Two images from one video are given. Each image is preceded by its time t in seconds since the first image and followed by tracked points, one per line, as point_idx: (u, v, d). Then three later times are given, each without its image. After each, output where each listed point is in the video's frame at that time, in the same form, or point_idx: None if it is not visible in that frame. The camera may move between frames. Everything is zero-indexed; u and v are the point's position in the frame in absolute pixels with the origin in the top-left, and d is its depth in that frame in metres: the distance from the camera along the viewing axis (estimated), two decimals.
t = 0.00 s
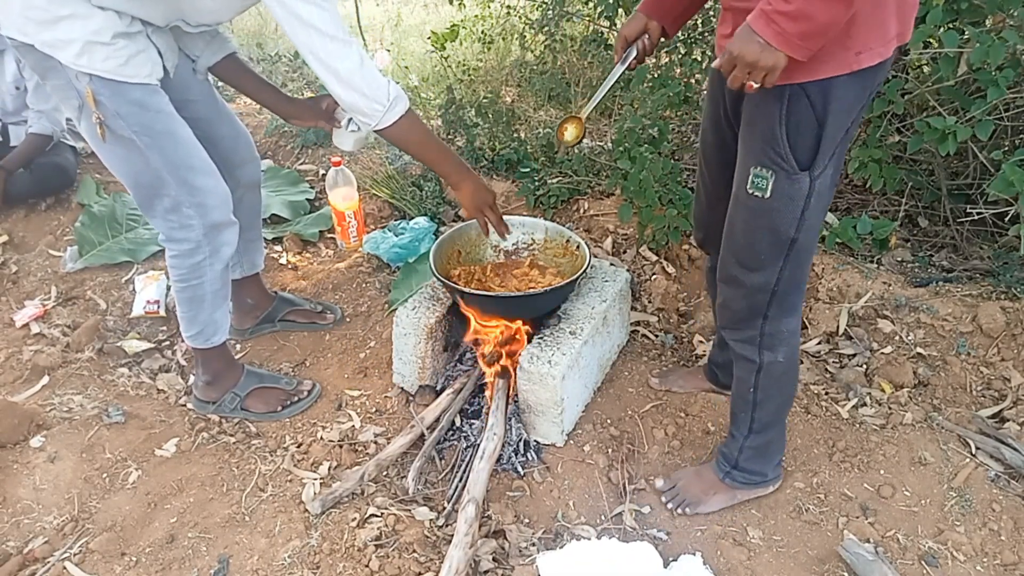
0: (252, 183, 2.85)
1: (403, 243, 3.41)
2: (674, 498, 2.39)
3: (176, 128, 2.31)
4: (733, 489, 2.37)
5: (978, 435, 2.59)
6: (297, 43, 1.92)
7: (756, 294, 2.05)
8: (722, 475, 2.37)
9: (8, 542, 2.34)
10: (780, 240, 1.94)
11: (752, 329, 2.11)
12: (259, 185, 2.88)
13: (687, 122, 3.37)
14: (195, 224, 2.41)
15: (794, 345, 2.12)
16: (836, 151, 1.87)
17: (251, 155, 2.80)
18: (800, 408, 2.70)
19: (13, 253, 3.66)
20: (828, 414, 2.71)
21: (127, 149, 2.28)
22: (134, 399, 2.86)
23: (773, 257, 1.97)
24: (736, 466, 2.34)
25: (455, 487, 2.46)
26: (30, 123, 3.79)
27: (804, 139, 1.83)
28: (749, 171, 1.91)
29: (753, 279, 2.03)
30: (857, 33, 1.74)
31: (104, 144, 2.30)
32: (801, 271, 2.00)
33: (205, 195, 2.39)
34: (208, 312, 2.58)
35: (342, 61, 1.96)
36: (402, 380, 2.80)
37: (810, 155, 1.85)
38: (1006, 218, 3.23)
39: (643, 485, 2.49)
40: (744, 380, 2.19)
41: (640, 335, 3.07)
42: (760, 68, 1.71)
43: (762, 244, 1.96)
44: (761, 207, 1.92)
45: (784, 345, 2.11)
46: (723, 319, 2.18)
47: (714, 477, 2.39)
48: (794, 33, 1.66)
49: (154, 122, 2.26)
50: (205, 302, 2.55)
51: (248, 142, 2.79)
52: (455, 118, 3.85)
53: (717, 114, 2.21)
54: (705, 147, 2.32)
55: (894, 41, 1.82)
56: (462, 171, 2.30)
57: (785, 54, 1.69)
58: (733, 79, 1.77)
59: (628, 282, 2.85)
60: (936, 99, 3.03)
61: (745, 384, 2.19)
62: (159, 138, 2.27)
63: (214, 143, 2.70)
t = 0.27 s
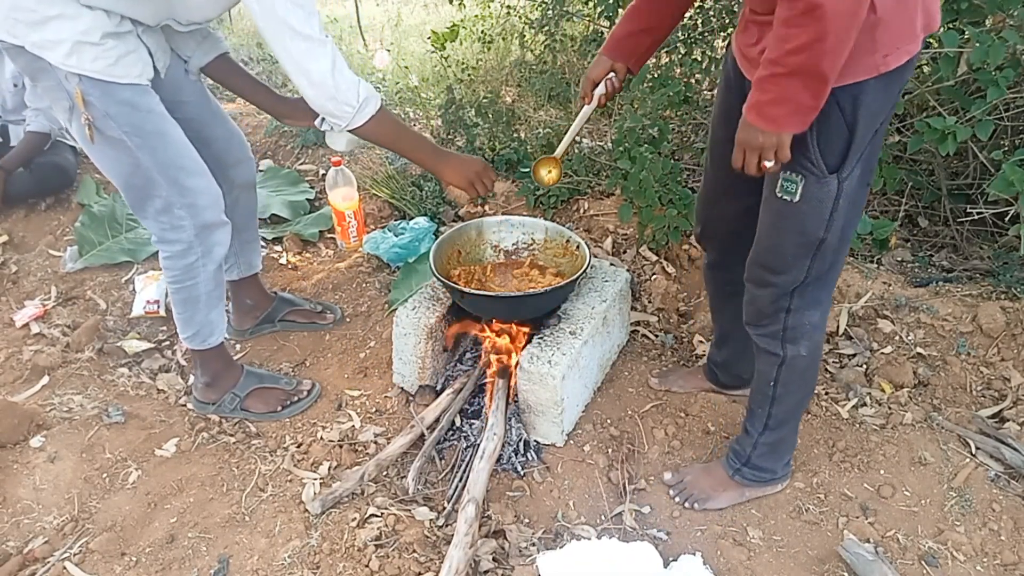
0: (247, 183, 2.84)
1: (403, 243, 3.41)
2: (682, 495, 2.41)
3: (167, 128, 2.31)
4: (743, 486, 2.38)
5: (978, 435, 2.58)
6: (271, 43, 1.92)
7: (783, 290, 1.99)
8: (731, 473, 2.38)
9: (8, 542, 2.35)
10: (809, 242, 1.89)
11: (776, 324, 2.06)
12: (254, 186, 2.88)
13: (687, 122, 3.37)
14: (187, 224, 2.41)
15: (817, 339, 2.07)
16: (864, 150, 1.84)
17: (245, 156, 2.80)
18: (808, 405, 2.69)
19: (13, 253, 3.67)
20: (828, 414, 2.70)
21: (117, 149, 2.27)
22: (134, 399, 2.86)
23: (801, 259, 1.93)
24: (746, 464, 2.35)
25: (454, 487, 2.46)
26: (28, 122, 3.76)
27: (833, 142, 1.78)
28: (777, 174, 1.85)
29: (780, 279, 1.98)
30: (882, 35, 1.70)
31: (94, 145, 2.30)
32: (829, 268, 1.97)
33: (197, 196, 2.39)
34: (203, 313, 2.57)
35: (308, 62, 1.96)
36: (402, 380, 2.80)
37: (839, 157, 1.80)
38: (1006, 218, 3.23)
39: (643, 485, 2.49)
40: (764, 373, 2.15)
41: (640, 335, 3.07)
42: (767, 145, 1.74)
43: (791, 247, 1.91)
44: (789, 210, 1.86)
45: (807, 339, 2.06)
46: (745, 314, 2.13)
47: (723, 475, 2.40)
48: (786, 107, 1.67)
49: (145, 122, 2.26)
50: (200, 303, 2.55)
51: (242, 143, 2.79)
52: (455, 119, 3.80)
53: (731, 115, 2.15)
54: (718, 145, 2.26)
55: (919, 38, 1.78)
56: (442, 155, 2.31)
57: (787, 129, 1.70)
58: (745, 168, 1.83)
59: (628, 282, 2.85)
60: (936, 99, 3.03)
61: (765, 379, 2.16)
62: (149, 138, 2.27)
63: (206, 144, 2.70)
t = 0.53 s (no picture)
0: (244, 183, 2.85)
1: (403, 243, 3.41)
2: (682, 496, 2.42)
3: (163, 128, 2.31)
4: (743, 488, 2.38)
5: (978, 435, 2.58)
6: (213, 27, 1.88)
7: (790, 301, 1.94)
8: (731, 476, 2.37)
9: (8, 543, 2.34)
10: (825, 255, 1.85)
11: (779, 333, 2.02)
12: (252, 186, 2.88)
13: (687, 123, 3.37)
14: (183, 224, 2.41)
15: (819, 348, 2.05)
16: (886, 166, 1.80)
17: (242, 155, 2.80)
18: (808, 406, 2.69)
19: (13, 253, 3.66)
20: (828, 414, 2.70)
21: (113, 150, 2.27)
22: (134, 398, 2.86)
23: (815, 272, 1.88)
24: (745, 467, 2.34)
25: (454, 487, 2.46)
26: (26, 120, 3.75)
27: (858, 154, 1.74)
28: (798, 183, 1.80)
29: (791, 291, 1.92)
30: (914, 49, 1.66)
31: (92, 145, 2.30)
32: (838, 282, 1.94)
33: (192, 196, 2.39)
34: (200, 314, 2.58)
35: (242, 65, 1.92)
36: (402, 380, 2.80)
37: (862, 170, 1.77)
38: (1005, 218, 3.24)
39: (643, 485, 2.49)
40: (764, 383, 2.13)
41: (640, 335, 3.07)
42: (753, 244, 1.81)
43: (805, 260, 1.86)
44: (808, 221, 1.81)
45: (809, 349, 2.04)
46: (749, 322, 2.08)
47: (723, 477, 2.39)
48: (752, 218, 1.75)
49: (142, 122, 2.26)
50: (197, 304, 2.55)
51: (239, 144, 2.79)
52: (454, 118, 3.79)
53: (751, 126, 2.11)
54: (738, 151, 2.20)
55: (950, 52, 1.75)
56: (373, 131, 2.41)
57: (761, 238, 1.77)
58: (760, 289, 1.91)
59: (628, 282, 2.85)
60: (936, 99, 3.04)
61: (765, 387, 2.14)
62: (145, 138, 2.28)
63: (203, 144, 2.69)
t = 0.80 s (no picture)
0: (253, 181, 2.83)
1: (403, 243, 3.41)
2: (682, 497, 2.42)
3: (181, 128, 2.31)
4: (743, 488, 2.38)
5: (978, 435, 2.58)
6: None
7: (797, 313, 1.94)
8: (731, 476, 2.37)
9: (8, 542, 2.34)
10: (834, 268, 1.84)
11: (785, 342, 2.00)
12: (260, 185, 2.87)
13: (687, 123, 3.37)
14: (194, 224, 2.42)
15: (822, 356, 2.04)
16: (900, 180, 1.80)
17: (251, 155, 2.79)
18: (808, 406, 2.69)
19: (13, 253, 3.66)
20: (828, 415, 2.70)
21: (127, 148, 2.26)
22: (134, 399, 2.86)
23: (822, 286, 1.88)
24: (745, 468, 2.34)
25: (454, 487, 2.46)
26: (25, 118, 3.88)
27: (875, 168, 1.73)
28: (811, 198, 1.79)
29: (799, 304, 1.91)
30: (936, 64, 1.63)
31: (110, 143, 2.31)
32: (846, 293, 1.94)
33: (205, 197, 2.40)
34: (208, 313, 2.58)
35: None
36: (402, 380, 2.80)
37: (877, 184, 1.76)
38: (1006, 218, 3.23)
39: (643, 485, 2.49)
40: (767, 388, 2.13)
41: (640, 335, 3.07)
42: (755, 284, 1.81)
43: (816, 273, 1.85)
44: (820, 235, 1.81)
45: (813, 356, 2.03)
46: (754, 329, 2.06)
47: (722, 477, 2.39)
48: (759, 263, 1.74)
49: (159, 121, 2.25)
50: (205, 303, 2.55)
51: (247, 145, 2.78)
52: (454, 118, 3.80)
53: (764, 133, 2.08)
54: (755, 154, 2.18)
55: (972, 61, 1.72)
56: (234, 150, 2.24)
57: (768, 280, 1.77)
58: (762, 322, 1.93)
59: (628, 282, 2.85)
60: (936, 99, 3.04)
61: (767, 393, 2.14)
62: (161, 137, 2.27)
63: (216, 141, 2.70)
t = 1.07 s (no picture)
0: (268, 182, 2.85)
1: (403, 243, 3.41)
2: (682, 496, 2.42)
3: (201, 127, 2.32)
4: (743, 488, 2.38)
5: (978, 435, 2.58)
6: None
7: (800, 317, 1.94)
8: (731, 476, 2.38)
9: (8, 542, 2.34)
10: (838, 273, 1.85)
11: (788, 345, 2.00)
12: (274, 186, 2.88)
13: (687, 123, 3.37)
14: (205, 224, 2.42)
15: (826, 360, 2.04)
16: (907, 186, 1.80)
17: (269, 155, 2.80)
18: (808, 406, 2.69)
19: (12, 253, 3.66)
20: (828, 415, 2.70)
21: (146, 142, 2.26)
22: (133, 399, 2.86)
23: (827, 291, 1.88)
24: (745, 468, 2.34)
25: (455, 487, 2.46)
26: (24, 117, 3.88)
27: (882, 175, 1.74)
28: (817, 203, 1.80)
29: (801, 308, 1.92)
30: (947, 72, 1.62)
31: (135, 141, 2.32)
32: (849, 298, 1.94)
33: (217, 197, 2.40)
34: (214, 313, 2.58)
35: None
36: (402, 380, 2.80)
37: (884, 190, 1.77)
38: (1006, 218, 3.23)
39: (643, 485, 2.50)
40: (768, 391, 2.13)
41: (640, 335, 3.07)
42: (757, 290, 1.83)
43: (820, 278, 1.86)
44: (825, 240, 1.82)
45: (815, 360, 2.03)
46: (757, 333, 2.06)
47: (722, 477, 2.39)
48: (760, 272, 1.75)
49: (180, 119, 2.27)
50: (210, 302, 2.55)
51: (268, 142, 2.79)
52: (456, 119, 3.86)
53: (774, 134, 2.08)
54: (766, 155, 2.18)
55: (986, 67, 1.70)
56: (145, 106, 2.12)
57: (769, 288, 1.78)
58: (763, 326, 1.94)
59: (628, 282, 2.85)
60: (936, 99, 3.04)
61: (769, 396, 2.13)
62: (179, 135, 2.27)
63: (236, 140, 2.70)
